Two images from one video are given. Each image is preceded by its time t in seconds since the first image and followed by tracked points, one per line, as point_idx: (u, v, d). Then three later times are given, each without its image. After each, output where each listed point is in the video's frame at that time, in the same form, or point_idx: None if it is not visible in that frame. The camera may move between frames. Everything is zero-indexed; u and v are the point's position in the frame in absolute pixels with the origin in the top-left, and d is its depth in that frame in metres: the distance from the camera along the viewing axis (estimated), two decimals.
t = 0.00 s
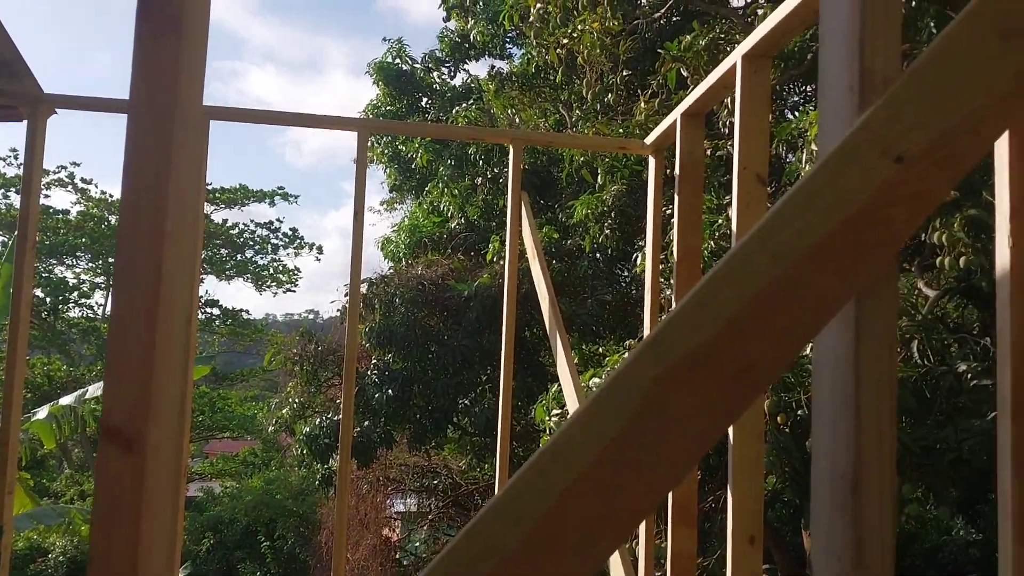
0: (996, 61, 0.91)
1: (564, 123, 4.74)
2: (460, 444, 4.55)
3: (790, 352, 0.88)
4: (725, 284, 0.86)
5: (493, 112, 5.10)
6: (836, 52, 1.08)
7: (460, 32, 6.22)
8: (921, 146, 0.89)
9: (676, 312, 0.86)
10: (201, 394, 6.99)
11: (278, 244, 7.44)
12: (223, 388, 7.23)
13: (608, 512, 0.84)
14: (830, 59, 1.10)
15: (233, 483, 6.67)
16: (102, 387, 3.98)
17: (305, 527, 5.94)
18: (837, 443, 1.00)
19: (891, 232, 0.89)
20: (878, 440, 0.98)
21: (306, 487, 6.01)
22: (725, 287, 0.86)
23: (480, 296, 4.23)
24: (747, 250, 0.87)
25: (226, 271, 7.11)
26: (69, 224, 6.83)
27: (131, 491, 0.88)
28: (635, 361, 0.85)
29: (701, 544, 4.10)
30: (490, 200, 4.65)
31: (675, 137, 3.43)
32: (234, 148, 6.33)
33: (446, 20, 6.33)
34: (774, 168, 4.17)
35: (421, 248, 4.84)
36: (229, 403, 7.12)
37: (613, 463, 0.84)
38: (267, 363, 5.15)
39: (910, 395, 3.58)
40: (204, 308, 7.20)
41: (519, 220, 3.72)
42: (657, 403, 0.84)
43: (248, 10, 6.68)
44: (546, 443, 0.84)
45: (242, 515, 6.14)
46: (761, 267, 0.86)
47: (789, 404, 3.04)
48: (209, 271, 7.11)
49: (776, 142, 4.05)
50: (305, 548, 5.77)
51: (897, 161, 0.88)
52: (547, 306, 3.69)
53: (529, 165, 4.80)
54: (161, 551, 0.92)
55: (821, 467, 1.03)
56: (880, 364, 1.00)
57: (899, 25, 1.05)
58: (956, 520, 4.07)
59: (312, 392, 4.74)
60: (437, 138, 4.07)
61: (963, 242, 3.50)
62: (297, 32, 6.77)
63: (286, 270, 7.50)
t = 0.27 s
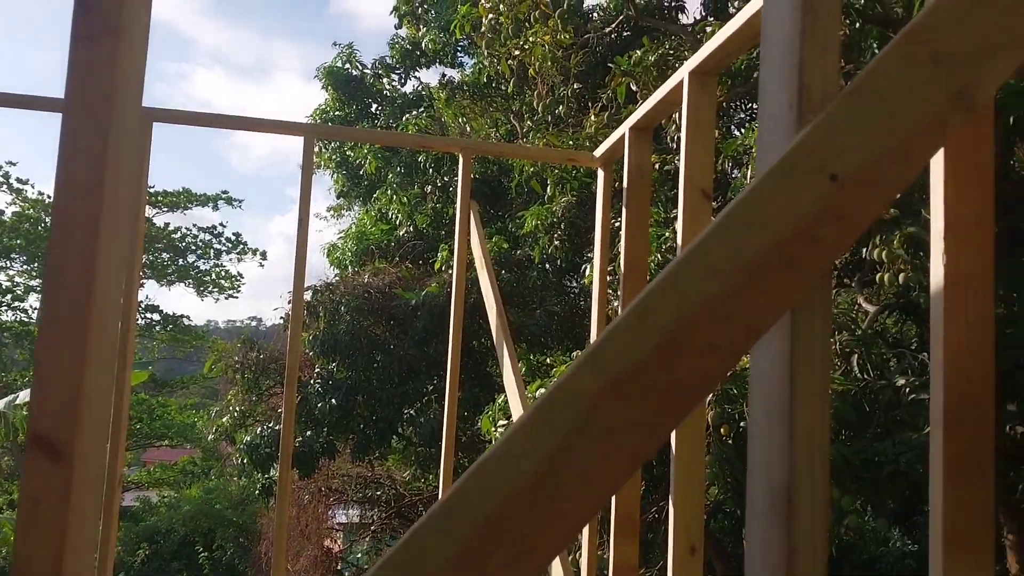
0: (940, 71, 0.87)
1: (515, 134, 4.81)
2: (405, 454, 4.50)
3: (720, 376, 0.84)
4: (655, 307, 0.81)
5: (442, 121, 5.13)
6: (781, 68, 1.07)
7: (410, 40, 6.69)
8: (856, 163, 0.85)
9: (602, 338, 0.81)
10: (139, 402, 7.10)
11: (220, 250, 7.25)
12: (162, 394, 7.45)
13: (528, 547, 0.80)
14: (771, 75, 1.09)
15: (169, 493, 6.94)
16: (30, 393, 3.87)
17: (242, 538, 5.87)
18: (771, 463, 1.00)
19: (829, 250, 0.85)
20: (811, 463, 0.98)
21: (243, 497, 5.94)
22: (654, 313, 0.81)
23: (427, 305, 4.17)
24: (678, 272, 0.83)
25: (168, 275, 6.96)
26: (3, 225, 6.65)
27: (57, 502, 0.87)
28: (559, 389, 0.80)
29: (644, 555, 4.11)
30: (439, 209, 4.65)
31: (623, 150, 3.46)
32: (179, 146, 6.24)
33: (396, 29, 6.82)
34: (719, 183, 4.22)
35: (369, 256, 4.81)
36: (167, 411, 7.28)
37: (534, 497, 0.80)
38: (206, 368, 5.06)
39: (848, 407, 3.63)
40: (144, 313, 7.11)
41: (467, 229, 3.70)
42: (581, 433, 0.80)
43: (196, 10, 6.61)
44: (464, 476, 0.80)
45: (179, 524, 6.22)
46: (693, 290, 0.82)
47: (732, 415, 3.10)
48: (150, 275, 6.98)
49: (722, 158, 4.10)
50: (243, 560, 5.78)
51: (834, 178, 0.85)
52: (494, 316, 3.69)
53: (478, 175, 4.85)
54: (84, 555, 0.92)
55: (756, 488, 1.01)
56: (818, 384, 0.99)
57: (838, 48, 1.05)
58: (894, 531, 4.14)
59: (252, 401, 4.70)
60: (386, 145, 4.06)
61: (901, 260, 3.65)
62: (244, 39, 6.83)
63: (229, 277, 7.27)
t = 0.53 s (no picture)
0: (860, 95, 0.97)
1: (463, 139, 4.73)
2: (343, 460, 4.60)
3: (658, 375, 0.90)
4: (598, 309, 0.89)
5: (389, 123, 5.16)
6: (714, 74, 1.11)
7: (357, 43, 7.26)
8: (784, 177, 0.94)
9: (548, 336, 0.88)
10: (71, 405, 7.08)
11: (159, 250, 7.36)
12: (95, 398, 7.44)
13: (481, 527, 0.85)
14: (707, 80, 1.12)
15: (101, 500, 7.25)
16: None
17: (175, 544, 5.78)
18: (701, 461, 1.03)
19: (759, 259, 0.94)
20: (737, 462, 1.01)
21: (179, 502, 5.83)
22: (596, 313, 0.88)
23: (370, 310, 4.13)
24: (618, 275, 0.90)
25: (104, 276, 7.12)
26: None
27: None
28: (506, 383, 0.87)
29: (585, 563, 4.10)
30: (383, 212, 4.60)
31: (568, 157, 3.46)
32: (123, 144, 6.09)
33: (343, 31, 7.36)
34: (664, 193, 4.21)
35: (311, 258, 4.85)
36: (101, 413, 7.21)
37: (480, 484, 0.85)
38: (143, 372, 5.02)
39: (787, 416, 3.67)
40: (78, 314, 7.19)
41: (410, 232, 3.66)
42: (532, 419, 0.86)
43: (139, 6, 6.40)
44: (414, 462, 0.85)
45: (110, 534, 7.01)
46: (632, 292, 0.89)
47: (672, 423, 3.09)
48: (85, 275, 7.12)
49: (667, 168, 4.14)
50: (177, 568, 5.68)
51: (764, 191, 0.93)
52: (436, 321, 3.66)
53: (425, 179, 4.83)
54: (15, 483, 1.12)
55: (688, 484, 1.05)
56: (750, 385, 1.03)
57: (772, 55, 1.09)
58: (830, 539, 4.20)
59: (189, 404, 4.83)
60: (332, 147, 4.01)
61: (838, 270, 3.76)
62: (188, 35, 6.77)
63: (167, 279, 7.43)
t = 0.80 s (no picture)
0: (786, 112, 1.07)
1: (407, 139, 4.75)
2: (280, 464, 5.04)
3: (585, 377, 1.01)
4: (542, 301, 0.99)
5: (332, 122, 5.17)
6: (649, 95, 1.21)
7: (300, 40, 7.40)
8: (713, 186, 1.04)
9: (498, 324, 0.99)
10: None
11: (93, 246, 7.95)
12: (22, 397, 8.11)
13: (430, 494, 0.96)
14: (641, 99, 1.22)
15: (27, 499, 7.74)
16: None
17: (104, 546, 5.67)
18: (634, 457, 1.12)
19: (677, 270, 1.05)
20: (667, 440, 1.11)
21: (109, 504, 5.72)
22: (536, 307, 0.99)
23: (308, 310, 4.28)
24: (548, 282, 1.00)
25: (35, 271, 7.67)
26: None
27: None
28: (460, 365, 0.97)
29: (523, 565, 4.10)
30: (324, 212, 4.69)
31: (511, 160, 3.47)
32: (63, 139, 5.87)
33: (286, 27, 7.48)
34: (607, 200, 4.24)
35: (249, 257, 5.13)
36: (28, 414, 8.00)
37: (415, 474, 0.96)
38: (73, 372, 5.04)
39: (724, 420, 3.72)
40: (6, 311, 7.68)
41: (351, 232, 3.62)
42: (477, 400, 0.97)
43: None
44: (352, 454, 0.95)
45: (37, 536, 7.08)
46: (558, 300, 1.00)
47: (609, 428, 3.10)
48: (16, 274, 7.66)
49: (610, 173, 4.17)
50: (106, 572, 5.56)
51: (693, 200, 1.04)
52: (376, 322, 3.64)
53: (367, 178, 4.84)
54: None
55: (622, 480, 1.14)
56: (681, 386, 1.12)
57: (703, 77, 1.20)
58: (765, 541, 4.28)
59: (120, 404, 4.90)
60: (273, 144, 3.96)
61: (775, 277, 3.82)
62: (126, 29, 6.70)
63: (101, 278, 8.01)
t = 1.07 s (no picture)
0: (740, 108, 1.10)
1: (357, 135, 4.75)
2: (224, 461, 5.03)
3: (530, 372, 1.01)
4: (497, 287, 1.01)
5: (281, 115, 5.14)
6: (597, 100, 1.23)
7: (250, 32, 7.31)
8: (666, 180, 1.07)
9: (453, 311, 0.99)
10: None
11: (31, 237, 8.19)
12: None
13: (379, 483, 0.95)
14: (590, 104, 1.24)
15: None
16: None
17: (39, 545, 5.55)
18: (578, 454, 1.15)
19: (624, 268, 1.05)
20: (610, 427, 1.14)
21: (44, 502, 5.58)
22: (490, 295, 1.00)
23: (253, 307, 4.34)
24: (502, 271, 1.01)
25: None
26: None
27: None
28: (412, 352, 0.98)
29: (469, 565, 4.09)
30: (271, 208, 4.80)
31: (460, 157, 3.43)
32: (6, 129, 5.68)
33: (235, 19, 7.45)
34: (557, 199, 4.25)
35: (193, 252, 5.18)
36: None
37: (353, 471, 0.94)
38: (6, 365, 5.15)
39: (670, 421, 3.74)
40: None
41: (295, 229, 3.56)
42: (429, 387, 0.97)
43: None
44: (288, 449, 0.94)
45: None
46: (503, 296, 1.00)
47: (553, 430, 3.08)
48: None
49: (561, 175, 4.17)
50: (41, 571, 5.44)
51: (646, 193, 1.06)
52: (321, 321, 3.58)
53: (314, 174, 4.77)
54: None
55: (564, 477, 1.17)
56: (622, 385, 1.17)
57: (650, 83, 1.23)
58: (710, 541, 4.32)
59: (58, 401, 4.98)
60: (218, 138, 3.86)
61: (722, 280, 3.83)
62: (72, 16, 6.51)
63: (39, 269, 8.36)
